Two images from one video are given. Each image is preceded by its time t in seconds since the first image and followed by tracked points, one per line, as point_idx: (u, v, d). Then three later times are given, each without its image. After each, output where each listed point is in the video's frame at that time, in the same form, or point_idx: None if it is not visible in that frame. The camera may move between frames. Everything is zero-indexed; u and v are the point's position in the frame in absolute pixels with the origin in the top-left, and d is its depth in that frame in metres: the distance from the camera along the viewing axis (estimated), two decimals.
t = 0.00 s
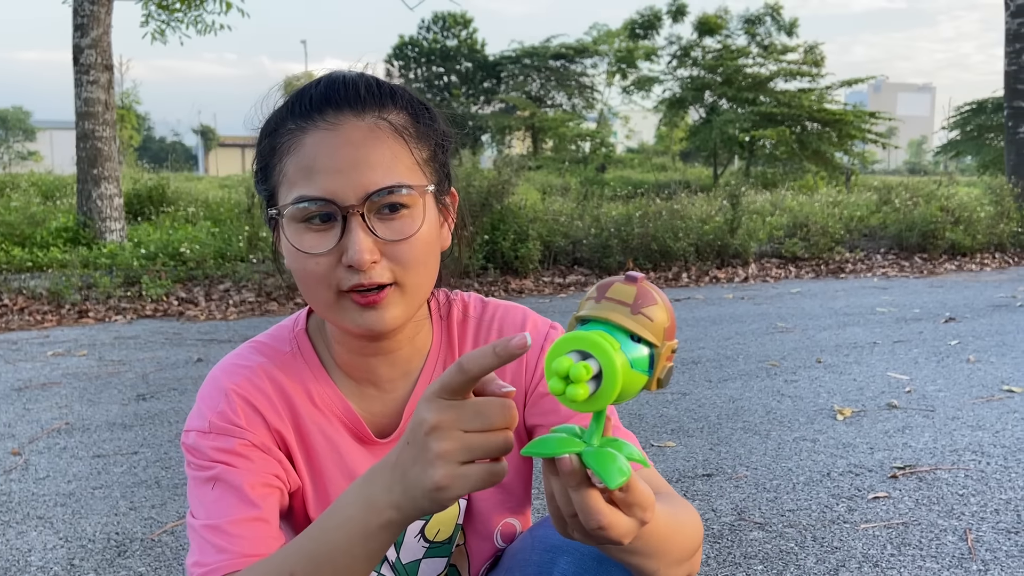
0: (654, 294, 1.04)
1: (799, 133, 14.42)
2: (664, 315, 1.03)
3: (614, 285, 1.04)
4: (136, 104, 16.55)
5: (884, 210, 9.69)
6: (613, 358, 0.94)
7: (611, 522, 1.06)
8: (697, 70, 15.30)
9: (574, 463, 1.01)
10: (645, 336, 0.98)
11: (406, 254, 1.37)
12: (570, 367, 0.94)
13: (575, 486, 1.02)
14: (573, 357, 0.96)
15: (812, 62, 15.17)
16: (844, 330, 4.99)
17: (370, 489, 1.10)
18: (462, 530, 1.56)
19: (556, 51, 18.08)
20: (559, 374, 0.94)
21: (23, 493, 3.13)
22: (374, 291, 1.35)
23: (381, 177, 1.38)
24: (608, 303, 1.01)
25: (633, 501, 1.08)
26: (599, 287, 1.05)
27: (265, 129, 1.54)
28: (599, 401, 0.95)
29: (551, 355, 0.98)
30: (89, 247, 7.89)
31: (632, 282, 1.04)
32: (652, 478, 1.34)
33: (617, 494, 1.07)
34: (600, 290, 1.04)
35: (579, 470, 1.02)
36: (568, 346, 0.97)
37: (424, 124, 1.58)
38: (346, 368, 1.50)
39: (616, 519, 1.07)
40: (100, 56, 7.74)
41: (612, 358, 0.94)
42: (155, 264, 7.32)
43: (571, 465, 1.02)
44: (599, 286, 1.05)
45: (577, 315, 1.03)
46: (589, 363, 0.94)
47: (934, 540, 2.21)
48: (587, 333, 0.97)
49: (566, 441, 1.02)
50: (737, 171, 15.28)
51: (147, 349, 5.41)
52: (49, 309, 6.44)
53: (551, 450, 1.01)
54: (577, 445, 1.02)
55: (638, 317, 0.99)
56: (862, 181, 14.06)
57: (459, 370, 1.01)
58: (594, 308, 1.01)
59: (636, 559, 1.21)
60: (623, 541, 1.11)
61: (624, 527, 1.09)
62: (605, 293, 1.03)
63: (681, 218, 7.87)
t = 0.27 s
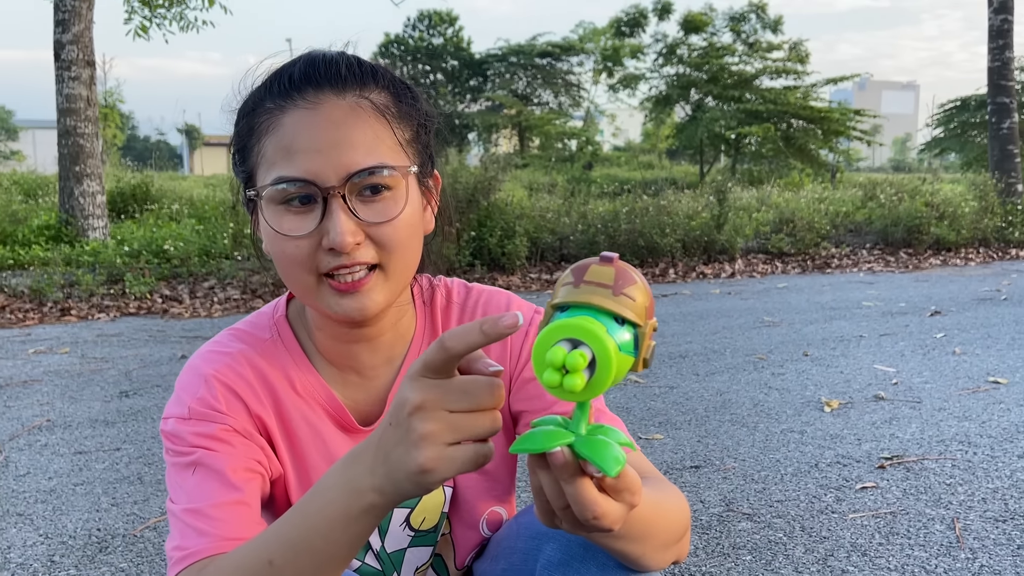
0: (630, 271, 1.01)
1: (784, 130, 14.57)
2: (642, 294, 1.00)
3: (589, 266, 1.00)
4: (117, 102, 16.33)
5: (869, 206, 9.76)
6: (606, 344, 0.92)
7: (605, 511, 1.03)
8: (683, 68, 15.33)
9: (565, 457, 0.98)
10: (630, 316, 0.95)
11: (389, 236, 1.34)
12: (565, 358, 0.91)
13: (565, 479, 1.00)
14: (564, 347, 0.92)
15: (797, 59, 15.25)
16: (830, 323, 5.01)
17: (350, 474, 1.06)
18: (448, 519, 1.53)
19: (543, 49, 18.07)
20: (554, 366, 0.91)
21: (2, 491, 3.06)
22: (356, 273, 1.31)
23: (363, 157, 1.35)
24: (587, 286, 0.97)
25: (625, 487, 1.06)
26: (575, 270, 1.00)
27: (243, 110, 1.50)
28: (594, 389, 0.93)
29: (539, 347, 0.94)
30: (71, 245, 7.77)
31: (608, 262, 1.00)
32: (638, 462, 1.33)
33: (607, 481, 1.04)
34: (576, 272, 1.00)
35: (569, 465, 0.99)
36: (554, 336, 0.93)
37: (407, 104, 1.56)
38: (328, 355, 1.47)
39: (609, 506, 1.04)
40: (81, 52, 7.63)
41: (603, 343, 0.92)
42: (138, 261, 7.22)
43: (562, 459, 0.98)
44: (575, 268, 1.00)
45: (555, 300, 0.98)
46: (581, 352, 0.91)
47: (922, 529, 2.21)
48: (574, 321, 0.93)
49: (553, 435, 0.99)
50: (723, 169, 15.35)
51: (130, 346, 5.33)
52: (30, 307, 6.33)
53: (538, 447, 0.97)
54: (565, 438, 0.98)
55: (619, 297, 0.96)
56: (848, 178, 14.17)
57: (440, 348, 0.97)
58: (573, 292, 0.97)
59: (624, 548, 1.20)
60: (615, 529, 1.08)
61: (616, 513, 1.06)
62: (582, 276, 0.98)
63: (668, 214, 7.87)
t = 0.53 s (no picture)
0: (595, 256, 1.01)
1: (779, 125, 14.62)
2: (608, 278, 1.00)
3: (553, 257, 1.00)
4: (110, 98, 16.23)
5: (864, 200, 9.79)
6: (587, 331, 0.91)
7: (595, 498, 1.03)
8: (678, 63, 15.32)
9: (553, 449, 0.98)
10: (602, 300, 0.95)
11: (383, 224, 1.33)
12: (548, 350, 0.89)
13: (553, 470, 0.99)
14: (544, 339, 0.90)
15: (791, 54, 15.26)
16: (824, 317, 5.02)
17: (344, 461, 1.06)
18: (442, 509, 1.53)
19: (538, 44, 18.03)
20: (537, 360, 0.89)
21: None
22: (350, 263, 1.31)
23: (356, 145, 1.34)
24: (555, 276, 0.96)
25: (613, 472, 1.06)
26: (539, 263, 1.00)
27: (236, 98, 1.49)
28: (578, 378, 0.92)
29: (516, 345, 0.92)
30: (64, 239, 7.73)
31: (571, 251, 1.00)
32: (627, 450, 1.33)
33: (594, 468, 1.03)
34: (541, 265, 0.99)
35: (557, 456, 0.98)
36: (529, 330, 0.92)
37: (401, 92, 1.55)
38: (321, 344, 1.47)
39: (597, 493, 1.04)
40: (74, 46, 7.58)
41: (581, 330, 0.91)
42: (133, 256, 7.19)
43: (549, 450, 0.98)
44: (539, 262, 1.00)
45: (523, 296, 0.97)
46: (561, 342, 0.90)
47: (915, 520, 2.22)
48: (548, 312, 0.92)
49: (539, 427, 0.98)
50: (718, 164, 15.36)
51: (124, 341, 5.31)
52: (23, 302, 6.30)
53: (525, 442, 0.95)
54: (550, 429, 0.97)
55: (588, 283, 0.96)
56: (842, 173, 14.22)
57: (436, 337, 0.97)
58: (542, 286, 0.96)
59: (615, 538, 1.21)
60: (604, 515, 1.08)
61: (604, 498, 1.06)
62: (549, 268, 0.98)
63: (663, 208, 7.88)
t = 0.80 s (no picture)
0: (580, 238, 1.00)
1: (780, 119, 14.61)
2: (595, 260, 1.00)
3: (538, 243, 0.99)
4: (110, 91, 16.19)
5: (864, 194, 9.78)
6: (582, 319, 0.91)
7: (591, 480, 1.04)
8: (678, 57, 15.27)
9: (552, 435, 0.98)
10: (592, 284, 0.95)
11: (378, 208, 1.33)
12: (547, 342, 0.90)
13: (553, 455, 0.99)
14: (542, 330, 0.91)
15: (792, 48, 15.22)
16: (823, 310, 5.02)
17: (301, 440, 1.04)
18: (436, 497, 1.52)
19: (538, 37, 17.98)
20: (538, 352, 0.90)
21: None
22: (345, 248, 1.30)
23: (351, 129, 1.34)
24: (543, 263, 0.95)
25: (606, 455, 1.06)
26: (526, 250, 0.99)
27: (233, 85, 1.49)
28: (578, 364, 0.93)
29: (514, 337, 0.93)
30: (64, 232, 7.73)
31: (556, 235, 0.99)
32: (621, 437, 1.35)
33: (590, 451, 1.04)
34: (528, 251, 0.98)
35: (556, 441, 0.98)
36: (525, 322, 0.92)
37: (396, 78, 1.55)
38: (318, 331, 1.47)
39: (592, 475, 1.04)
40: (73, 38, 7.56)
41: (578, 318, 0.91)
42: (132, 249, 7.19)
43: (548, 436, 0.98)
44: (525, 249, 0.99)
45: (512, 286, 0.96)
46: (558, 333, 0.91)
47: (911, 510, 2.22)
48: (541, 302, 0.92)
49: (536, 414, 0.97)
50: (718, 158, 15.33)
51: (123, 333, 5.31)
52: (22, 294, 6.29)
53: (525, 430, 0.95)
54: (548, 415, 0.97)
55: (578, 269, 0.95)
56: (842, 167, 14.21)
57: (404, 326, 0.93)
58: (530, 274, 0.95)
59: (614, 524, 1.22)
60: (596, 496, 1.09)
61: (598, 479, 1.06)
62: (536, 255, 0.97)
63: (662, 202, 7.88)
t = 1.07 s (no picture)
0: (559, 225, 1.02)
1: (783, 115, 14.58)
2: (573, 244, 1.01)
3: (516, 230, 1.00)
4: (113, 87, 16.19)
5: (867, 188, 9.75)
6: (564, 301, 0.92)
7: (579, 465, 1.05)
8: (682, 52, 15.23)
9: (539, 420, 0.99)
10: (571, 268, 0.97)
11: (377, 197, 1.34)
12: (531, 324, 0.90)
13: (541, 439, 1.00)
14: (525, 314, 0.91)
15: (796, 44, 15.17)
16: (825, 304, 5.02)
17: (286, 381, 1.04)
18: (436, 485, 1.53)
19: (541, 33, 17.95)
20: (522, 335, 0.90)
21: None
22: (346, 235, 1.31)
23: (349, 119, 1.34)
24: (523, 250, 0.97)
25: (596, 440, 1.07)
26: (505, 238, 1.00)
27: (232, 76, 1.50)
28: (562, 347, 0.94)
29: (498, 324, 0.93)
30: (68, 227, 7.75)
31: (535, 222, 1.01)
32: (616, 425, 1.36)
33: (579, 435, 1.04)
34: (506, 238, 1.00)
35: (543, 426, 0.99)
36: (508, 306, 0.92)
37: (393, 67, 1.56)
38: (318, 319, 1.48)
39: (580, 460, 1.05)
40: (77, 34, 7.57)
41: (558, 301, 0.92)
42: (136, 244, 7.21)
43: (535, 421, 0.99)
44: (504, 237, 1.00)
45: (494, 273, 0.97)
46: (541, 315, 0.91)
47: (911, 502, 2.22)
48: (521, 286, 0.93)
49: (523, 399, 0.98)
50: (721, 153, 15.31)
51: (127, 327, 5.33)
52: (27, 289, 6.32)
53: (513, 415, 0.96)
54: (535, 400, 0.98)
55: (557, 253, 0.97)
56: (846, 163, 14.19)
57: (423, 267, 0.93)
58: (510, 261, 0.96)
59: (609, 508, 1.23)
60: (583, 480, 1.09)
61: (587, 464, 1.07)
62: (516, 242, 0.98)
63: (665, 197, 7.87)
